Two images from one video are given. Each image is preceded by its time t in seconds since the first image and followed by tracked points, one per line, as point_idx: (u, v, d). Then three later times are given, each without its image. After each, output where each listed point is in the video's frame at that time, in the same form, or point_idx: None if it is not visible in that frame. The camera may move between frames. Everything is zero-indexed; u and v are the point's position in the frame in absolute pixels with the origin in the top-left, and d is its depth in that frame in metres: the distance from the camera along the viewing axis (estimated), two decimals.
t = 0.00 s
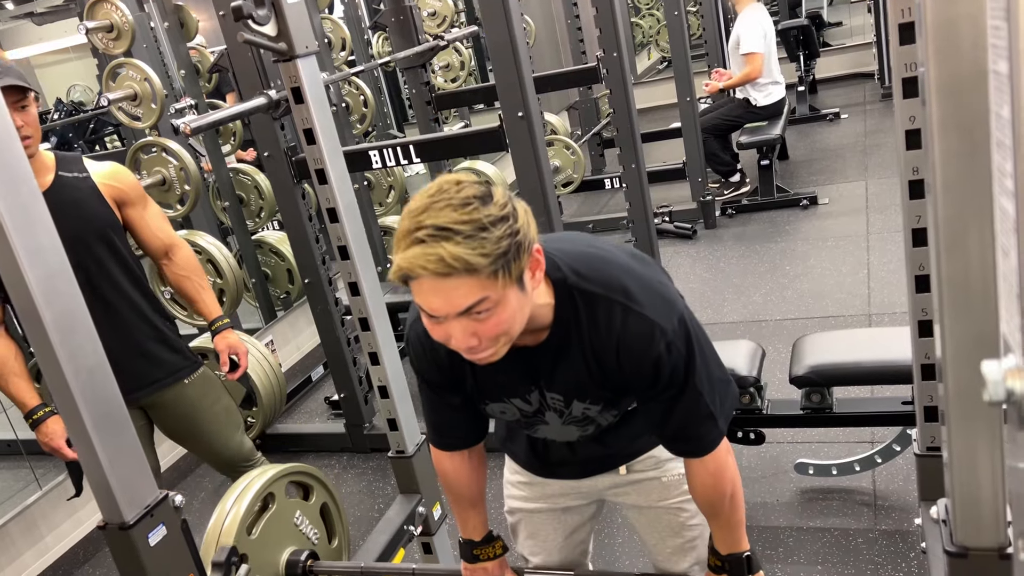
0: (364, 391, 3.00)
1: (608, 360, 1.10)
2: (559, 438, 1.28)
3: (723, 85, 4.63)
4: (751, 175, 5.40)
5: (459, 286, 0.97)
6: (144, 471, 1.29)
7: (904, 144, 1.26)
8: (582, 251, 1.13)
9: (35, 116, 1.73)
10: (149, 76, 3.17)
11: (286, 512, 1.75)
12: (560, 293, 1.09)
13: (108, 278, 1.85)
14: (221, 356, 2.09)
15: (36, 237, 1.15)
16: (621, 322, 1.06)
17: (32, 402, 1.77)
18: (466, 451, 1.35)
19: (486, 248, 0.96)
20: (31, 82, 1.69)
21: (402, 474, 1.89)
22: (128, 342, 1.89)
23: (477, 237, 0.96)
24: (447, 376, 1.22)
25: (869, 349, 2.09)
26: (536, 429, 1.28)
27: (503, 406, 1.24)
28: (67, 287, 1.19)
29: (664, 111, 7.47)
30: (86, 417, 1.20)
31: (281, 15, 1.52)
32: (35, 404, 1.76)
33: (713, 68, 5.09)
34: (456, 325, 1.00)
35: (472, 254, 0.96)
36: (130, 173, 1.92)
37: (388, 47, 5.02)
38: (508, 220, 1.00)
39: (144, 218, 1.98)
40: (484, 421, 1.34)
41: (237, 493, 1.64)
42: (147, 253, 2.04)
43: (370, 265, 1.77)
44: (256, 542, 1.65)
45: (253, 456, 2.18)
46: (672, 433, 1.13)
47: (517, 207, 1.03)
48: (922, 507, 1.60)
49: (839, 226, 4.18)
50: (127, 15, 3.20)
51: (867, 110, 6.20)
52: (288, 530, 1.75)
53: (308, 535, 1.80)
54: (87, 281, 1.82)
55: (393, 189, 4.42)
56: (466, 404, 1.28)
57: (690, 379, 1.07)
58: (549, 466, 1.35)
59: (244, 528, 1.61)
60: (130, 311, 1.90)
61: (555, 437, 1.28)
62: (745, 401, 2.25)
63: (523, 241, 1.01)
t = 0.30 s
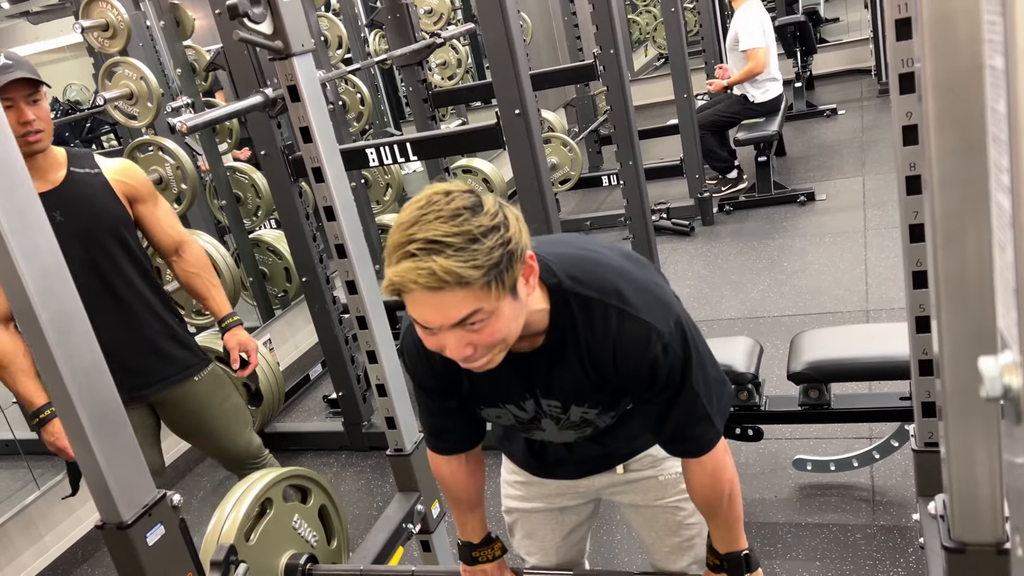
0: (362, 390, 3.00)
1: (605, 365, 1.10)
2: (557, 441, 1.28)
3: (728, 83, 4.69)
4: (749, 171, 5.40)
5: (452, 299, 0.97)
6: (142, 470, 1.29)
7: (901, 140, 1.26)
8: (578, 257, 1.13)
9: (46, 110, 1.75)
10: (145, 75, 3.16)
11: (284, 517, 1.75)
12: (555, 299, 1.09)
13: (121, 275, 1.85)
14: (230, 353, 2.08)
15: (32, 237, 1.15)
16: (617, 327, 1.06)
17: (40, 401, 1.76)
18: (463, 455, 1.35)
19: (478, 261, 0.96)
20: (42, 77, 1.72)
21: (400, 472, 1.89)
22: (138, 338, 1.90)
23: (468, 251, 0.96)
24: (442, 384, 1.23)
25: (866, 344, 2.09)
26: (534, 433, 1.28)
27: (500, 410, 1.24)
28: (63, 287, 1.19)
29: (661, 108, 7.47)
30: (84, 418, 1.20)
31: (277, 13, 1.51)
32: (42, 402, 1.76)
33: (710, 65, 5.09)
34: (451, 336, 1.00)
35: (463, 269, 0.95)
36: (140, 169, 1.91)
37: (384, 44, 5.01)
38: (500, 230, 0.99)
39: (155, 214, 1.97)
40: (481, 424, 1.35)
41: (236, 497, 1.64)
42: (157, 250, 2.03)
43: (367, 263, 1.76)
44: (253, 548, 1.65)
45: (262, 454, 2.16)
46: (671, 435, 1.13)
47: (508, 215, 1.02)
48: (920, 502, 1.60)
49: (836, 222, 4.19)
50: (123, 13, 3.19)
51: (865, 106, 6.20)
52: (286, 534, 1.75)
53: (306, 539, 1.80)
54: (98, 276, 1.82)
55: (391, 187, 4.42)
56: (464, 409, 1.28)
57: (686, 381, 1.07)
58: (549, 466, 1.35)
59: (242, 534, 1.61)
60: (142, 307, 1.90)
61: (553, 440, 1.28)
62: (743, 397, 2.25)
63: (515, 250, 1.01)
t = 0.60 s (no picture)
0: (360, 388, 3.00)
1: (601, 345, 1.10)
2: (551, 432, 1.28)
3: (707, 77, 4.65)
4: (745, 167, 5.40)
5: (444, 271, 0.97)
6: (141, 469, 1.29)
7: (897, 135, 1.26)
8: (572, 237, 1.14)
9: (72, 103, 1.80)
10: (141, 74, 3.16)
11: (279, 508, 1.75)
12: (550, 278, 1.09)
13: (145, 264, 1.85)
14: (253, 344, 2.04)
15: (30, 237, 1.15)
16: (614, 305, 1.06)
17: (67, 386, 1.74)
18: (457, 441, 1.36)
19: (472, 235, 0.96)
20: (67, 69, 1.79)
21: (399, 471, 1.89)
22: (162, 329, 1.88)
23: (462, 224, 0.96)
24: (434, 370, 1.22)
25: (865, 339, 2.09)
26: (527, 424, 1.28)
27: (492, 398, 1.24)
28: (61, 287, 1.19)
29: (658, 105, 7.48)
30: (82, 416, 1.20)
31: (274, 12, 1.52)
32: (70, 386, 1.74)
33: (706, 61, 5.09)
34: (444, 308, 1.00)
35: (457, 241, 0.95)
36: (162, 161, 1.93)
37: (381, 43, 5.01)
38: (493, 203, 0.99)
39: (177, 207, 1.99)
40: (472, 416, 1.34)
41: (230, 488, 1.65)
42: (179, 243, 2.04)
43: (365, 261, 1.77)
44: (249, 539, 1.66)
45: (275, 448, 2.16)
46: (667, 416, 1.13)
47: (501, 190, 1.02)
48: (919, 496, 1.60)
49: (833, 218, 4.19)
50: (118, 12, 3.20)
51: (861, 102, 6.21)
52: (282, 524, 1.76)
53: (302, 528, 1.81)
54: (123, 266, 1.82)
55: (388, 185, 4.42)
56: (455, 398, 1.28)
57: (683, 359, 1.08)
58: (549, 464, 1.35)
59: (236, 525, 1.61)
60: (167, 297, 1.89)
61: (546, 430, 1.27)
62: (741, 393, 2.26)
63: (509, 224, 1.01)
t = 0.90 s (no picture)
0: (358, 387, 3.00)
1: (593, 304, 1.10)
2: (539, 412, 1.26)
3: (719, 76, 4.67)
4: (742, 163, 5.41)
5: (444, 213, 0.97)
6: (138, 469, 1.29)
7: (892, 131, 1.26)
8: (571, 197, 1.15)
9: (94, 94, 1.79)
10: (136, 74, 3.16)
11: (270, 490, 1.76)
12: (545, 230, 1.10)
13: (165, 255, 1.85)
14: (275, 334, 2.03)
15: (24, 237, 1.15)
16: (608, 260, 1.07)
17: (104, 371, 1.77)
18: (449, 412, 1.34)
19: (470, 177, 0.96)
20: (90, 60, 1.77)
21: (397, 469, 1.89)
22: (183, 320, 1.89)
23: (460, 166, 0.96)
24: (426, 324, 1.22)
25: (862, 334, 2.10)
26: (514, 400, 1.27)
27: (480, 362, 1.23)
28: (56, 287, 1.19)
29: (654, 101, 7.49)
30: (79, 417, 1.20)
31: (268, 11, 1.51)
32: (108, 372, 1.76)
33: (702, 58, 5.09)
34: (446, 251, 1.00)
35: (455, 184, 0.95)
36: (182, 155, 1.92)
37: (376, 41, 5.01)
38: (488, 141, 0.99)
39: (197, 199, 1.98)
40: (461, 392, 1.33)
41: (221, 469, 1.64)
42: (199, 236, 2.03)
43: (362, 260, 1.77)
44: (240, 520, 1.65)
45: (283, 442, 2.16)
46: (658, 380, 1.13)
47: (494, 129, 1.02)
48: (916, 490, 1.61)
49: (830, 213, 4.19)
50: (113, 12, 3.20)
51: (857, 97, 6.21)
52: (273, 507, 1.76)
53: (294, 511, 1.81)
54: (144, 258, 1.82)
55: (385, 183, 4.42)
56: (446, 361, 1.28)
57: (675, 319, 1.08)
58: (543, 462, 1.33)
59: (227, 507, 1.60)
60: (187, 289, 1.89)
61: (534, 409, 1.26)
62: (739, 389, 2.27)
63: (504, 164, 1.01)
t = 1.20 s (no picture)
0: (355, 384, 2.99)
1: (590, 257, 1.10)
2: (528, 383, 1.24)
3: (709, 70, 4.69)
4: (738, 157, 5.40)
5: (448, 142, 0.98)
6: (134, 468, 1.29)
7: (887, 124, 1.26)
8: (573, 155, 1.16)
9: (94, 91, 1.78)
10: (130, 72, 3.16)
11: (261, 470, 1.76)
12: (545, 182, 1.10)
13: (165, 253, 1.85)
14: (278, 332, 2.01)
15: (18, 237, 1.14)
16: (608, 210, 1.07)
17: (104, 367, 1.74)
18: (441, 380, 1.34)
19: (474, 105, 0.97)
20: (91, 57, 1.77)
21: (395, 466, 1.89)
22: (184, 318, 1.88)
23: (464, 95, 0.96)
24: (421, 278, 1.21)
25: (859, 327, 2.10)
26: (504, 367, 1.24)
27: (472, 321, 1.21)
28: (51, 286, 1.18)
29: (650, 96, 7.48)
30: (75, 419, 1.19)
31: (261, 8, 1.51)
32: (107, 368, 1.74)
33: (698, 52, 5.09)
34: (450, 183, 1.00)
35: (460, 112, 0.96)
36: (182, 153, 1.91)
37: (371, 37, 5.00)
38: (491, 72, 0.99)
39: (196, 196, 1.97)
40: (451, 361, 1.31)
41: (208, 449, 1.63)
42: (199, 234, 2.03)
43: (357, 257, 1.76)
44: (229, 498, 1.65)
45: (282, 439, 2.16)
46: (653, 339, 1.12)
47: (498, 62, 1.02)
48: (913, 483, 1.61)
49: (826, 207, 4.19)
50: (106, 10, 3.23)
51: (853, 90, 6.21)
52: (264, 487, 1.76)
53: (285, 493, 1.81)
54: (143, 255, 1.81)
55: (380, 180, 4.41)
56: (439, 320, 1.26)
57: (672, 275, 1.07)
58: (535, 461, 1.31)
59: (215, 484, 1.60)
60: (187, 288, 1.89)
61: (522, 379, 1.23)
62: (736, 383, 2.26)
63: (508, 96, 1.01)
